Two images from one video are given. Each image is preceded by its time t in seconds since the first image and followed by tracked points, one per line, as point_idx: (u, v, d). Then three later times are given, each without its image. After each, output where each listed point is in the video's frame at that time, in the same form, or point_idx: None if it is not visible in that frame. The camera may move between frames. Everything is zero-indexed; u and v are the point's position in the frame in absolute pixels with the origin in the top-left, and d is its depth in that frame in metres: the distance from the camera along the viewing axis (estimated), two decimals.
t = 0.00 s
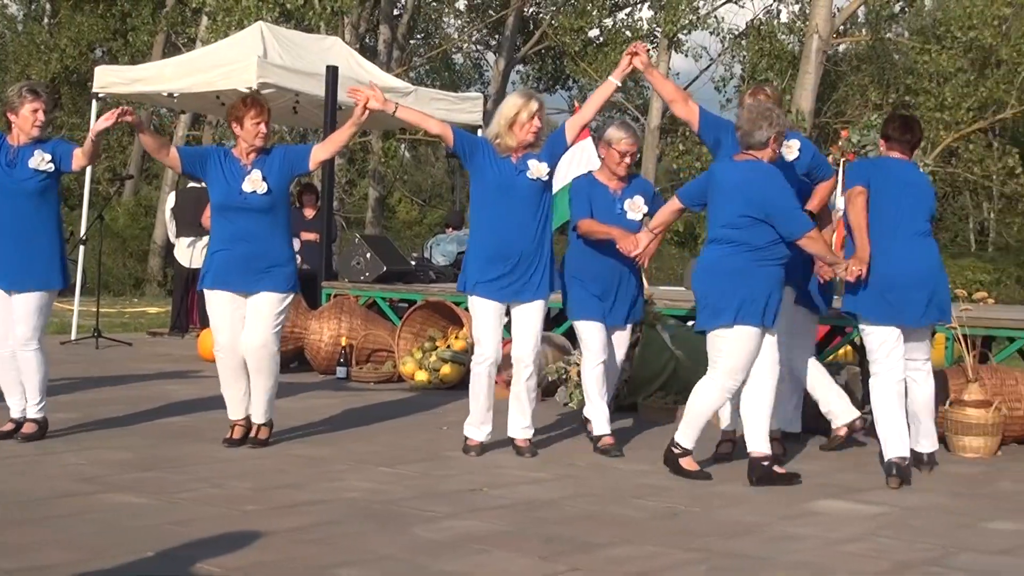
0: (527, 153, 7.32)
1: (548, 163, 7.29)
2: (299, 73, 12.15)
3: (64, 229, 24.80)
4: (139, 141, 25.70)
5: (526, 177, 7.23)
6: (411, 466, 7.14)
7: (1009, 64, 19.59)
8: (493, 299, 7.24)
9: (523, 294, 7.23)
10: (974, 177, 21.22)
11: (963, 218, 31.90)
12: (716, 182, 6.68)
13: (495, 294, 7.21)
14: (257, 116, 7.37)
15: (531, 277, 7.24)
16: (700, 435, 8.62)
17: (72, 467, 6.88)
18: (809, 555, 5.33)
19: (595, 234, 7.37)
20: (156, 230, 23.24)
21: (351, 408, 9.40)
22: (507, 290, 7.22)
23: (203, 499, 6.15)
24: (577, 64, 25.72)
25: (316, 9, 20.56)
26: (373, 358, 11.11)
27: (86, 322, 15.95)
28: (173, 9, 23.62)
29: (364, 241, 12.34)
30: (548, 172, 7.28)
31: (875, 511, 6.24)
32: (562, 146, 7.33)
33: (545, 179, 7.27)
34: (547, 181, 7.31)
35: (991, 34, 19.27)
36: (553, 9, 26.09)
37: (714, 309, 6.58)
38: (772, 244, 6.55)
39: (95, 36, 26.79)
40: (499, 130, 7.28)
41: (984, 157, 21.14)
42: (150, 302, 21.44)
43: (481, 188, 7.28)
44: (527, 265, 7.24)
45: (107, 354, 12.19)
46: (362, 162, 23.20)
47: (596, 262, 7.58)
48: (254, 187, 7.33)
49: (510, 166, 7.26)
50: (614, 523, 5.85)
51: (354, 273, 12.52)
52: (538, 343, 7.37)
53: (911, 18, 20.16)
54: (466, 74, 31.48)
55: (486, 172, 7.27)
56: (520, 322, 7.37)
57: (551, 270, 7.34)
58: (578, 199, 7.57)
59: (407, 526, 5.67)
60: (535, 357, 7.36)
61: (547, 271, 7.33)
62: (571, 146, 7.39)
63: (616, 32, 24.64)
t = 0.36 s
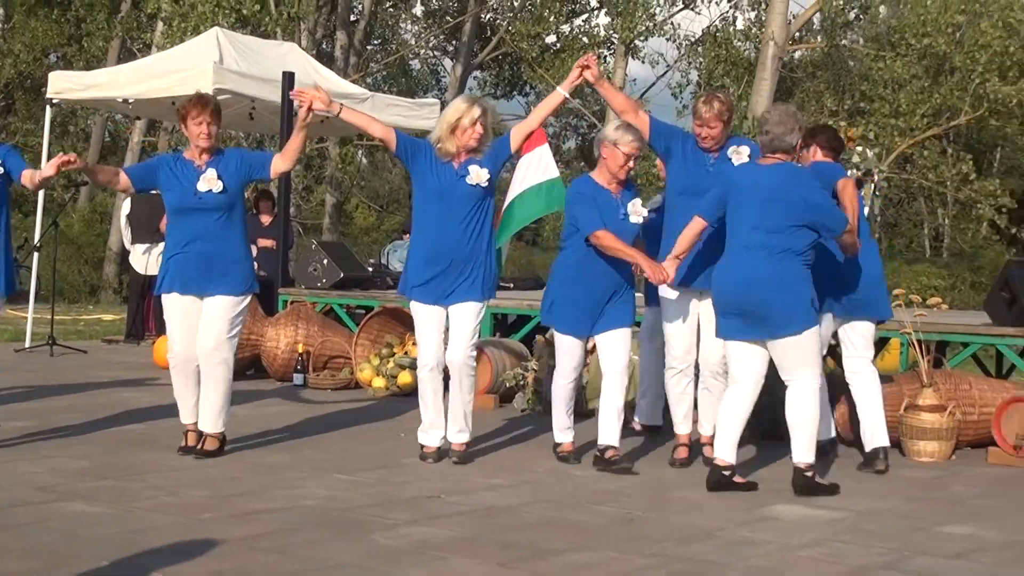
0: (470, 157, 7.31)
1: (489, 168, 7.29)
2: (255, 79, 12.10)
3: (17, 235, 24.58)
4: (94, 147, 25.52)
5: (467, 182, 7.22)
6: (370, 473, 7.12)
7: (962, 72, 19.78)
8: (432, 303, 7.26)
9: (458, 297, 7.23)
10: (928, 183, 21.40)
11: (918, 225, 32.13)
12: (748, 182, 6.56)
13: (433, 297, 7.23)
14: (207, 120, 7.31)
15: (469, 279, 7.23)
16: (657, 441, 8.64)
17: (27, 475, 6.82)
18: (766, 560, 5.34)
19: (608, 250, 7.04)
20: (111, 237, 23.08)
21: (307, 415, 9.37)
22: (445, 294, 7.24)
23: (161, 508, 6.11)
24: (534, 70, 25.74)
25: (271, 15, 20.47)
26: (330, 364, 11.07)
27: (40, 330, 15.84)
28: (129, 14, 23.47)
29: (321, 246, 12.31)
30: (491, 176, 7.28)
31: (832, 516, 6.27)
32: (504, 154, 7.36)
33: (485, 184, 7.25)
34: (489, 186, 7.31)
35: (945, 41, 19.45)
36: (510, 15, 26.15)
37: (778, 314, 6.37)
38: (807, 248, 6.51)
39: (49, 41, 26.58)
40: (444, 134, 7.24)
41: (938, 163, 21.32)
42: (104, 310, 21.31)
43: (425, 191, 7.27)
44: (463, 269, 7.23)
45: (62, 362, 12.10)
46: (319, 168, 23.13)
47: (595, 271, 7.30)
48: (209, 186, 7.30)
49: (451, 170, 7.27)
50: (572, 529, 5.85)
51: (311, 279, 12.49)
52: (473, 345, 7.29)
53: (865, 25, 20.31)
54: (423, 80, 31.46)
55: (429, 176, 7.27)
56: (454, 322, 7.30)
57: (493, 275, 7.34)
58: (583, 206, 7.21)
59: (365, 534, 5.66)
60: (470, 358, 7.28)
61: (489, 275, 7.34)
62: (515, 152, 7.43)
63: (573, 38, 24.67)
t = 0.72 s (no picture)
0: (442, 168, 7.29)
1: (462, 179, 7.27)
2: (238, 89, 12.08)
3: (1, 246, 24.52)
4: (77, 158, 25.47)
5: (441, 195, 7.20)
6: (356, 484, 7.11)
7: (944, 81, 19.88)
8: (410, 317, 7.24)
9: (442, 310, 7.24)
10: (911, 191, 21.44)
11: (902, 233, 32.22)
12: (809, 193, 6.72)
13: (417, 310, 7.22)
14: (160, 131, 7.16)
15: (449, 292, 7.25)
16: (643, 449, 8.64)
17: (10, 487, 6.79)
18: (751, 568, 5.35)
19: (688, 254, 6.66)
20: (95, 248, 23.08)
21: (292, 425, 9.35)
22: (428, 306, 7.23)
23: (144, 519, 6.09)
24: (518, 80, 25.79)
25: (255, 25, 20.52)
26: (315, 374, 11.06)
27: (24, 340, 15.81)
28: (112, 23, 23.45)
29: (306, 257, 12.29)
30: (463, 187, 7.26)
31: (818, 524, 6.28)
32: (478, 166, 7.34)
33: (459, 197, 7.24)
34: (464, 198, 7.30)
35: (927, 50, 19.52)
36: (494, 24, 26.20)
37: (851, 322, 6.59)
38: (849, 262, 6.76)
39: (32, 51, 26.53)
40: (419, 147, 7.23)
41: (922, 172, 21.38)
42: (88, 319, 21.32)
43: (399, 203, 7.25)
44: (444, 282, 7.25)
45: (46, 373, 12.06)
46: (303, 179, 23.13)
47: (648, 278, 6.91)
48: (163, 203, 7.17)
49: (425, 183, 7.24)
50: (559, 539, 5.85)
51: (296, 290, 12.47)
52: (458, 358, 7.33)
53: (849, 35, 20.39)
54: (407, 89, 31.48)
55: (401, 188, 7.25)
56: (440, 337, 7.33)
57: (472, 284, 7.35)
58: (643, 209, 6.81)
59: (351, 544, 5.65)
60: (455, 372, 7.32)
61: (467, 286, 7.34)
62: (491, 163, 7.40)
63: (557, 47, 24.71)
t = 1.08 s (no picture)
0: (431, 176, 7.29)
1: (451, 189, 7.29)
2: (236, 95, 12.07)
3: None
4: (74, 166, 25.42)
5: (432, 204, 7.21)
6: (355, 490, 7.11)
7: (941, 84, 19.92)
8: (387, 321, 7.24)
9: (423, 317, 7.22)
10: (909, 195, 21.44)
11: (900, 236, 32.21)
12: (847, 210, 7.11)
13: (393, 318, 7.22)
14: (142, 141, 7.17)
15: (432, 300, 7.23)
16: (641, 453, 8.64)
17: (8, 494, 6.77)
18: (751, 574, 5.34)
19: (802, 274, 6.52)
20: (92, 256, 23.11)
21: (290, 432, 9.34)
22: (406, 314, 7.22)
23: (142, 526, 6.08)
24: (515, 85, 25.79)
25: (252, 32, 20.57)
26: (314, 380, 11.08)
27: (23, 348, 15.77)
28: (109, 31, 23.42)
29: (303, 263, 12.29)
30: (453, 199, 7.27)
31: (817, 529, 6.27)
32: (467, 177, 7.33)
33: (448, 208, 7.26)
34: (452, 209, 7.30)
35: (924, 54, 19.52)
36: (491, 30, 26.20)
37: (874, 333, 7.05)
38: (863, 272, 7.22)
39: (29, 58, 26.53)
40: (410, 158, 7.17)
41: (919, 175, 21.36)
42: (87, 326, 21.36)
43: (388, 211, 7.24)
44: (425, 290, 7.23)
45: (44, 380, 12.05)
46: (301, 185, 23.11)
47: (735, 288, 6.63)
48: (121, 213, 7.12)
49: (414, 191, 7.24)
50: (557, 544, 5.84)
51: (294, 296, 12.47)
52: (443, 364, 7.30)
53: (845, 39, 20.42)
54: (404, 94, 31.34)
55: (391, 196, 7.25)
56: (420, 342, 7.29)
57: (454, 294, 7.34)
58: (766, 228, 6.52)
59: (351, 550, 5.64)
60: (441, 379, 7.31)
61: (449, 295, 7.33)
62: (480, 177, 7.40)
63: (554, 52, 24.70)
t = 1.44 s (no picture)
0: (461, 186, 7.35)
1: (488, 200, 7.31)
2: (244, 100, 12.08)
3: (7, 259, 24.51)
4: (82, 173, 25.44)
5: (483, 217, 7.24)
6: (364, 494, 7.11)
7: (950, 86, 19.85)
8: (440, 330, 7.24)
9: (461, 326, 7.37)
10: (918, 197, 21.39)
11: (908, 239, 32.18)
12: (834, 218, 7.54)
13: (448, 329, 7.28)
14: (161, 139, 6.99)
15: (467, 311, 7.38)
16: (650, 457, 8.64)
17: (18, 500, 6.79)
18: None
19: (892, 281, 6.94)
20: (100, 262, 23.17)
21: (299, 437, 9.35)
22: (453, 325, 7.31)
23: (151, 531, 6.09)
24: (523, 89, 25.77)
25: (259, 37, 20.62)
26: (323, 385, 11.09)
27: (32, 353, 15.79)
28: (117, 36, 23.43)
29: (312, 268, 12.31)
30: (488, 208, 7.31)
31: (827, 532, 6.27)
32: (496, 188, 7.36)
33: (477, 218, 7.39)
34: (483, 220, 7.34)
35: (932, 56, 19.54)
36: (499, 34, 26.20)
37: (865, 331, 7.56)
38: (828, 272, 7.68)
39: (38, 64, 26.58)
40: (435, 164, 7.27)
41: (928, 178, 21.33)
42: (97, 332, 21.43)
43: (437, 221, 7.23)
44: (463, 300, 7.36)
45: (52, 385, 12.07)
46: (309, 191, 23.11)
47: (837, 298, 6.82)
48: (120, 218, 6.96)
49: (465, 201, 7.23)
50: (567, 548, 5.84)
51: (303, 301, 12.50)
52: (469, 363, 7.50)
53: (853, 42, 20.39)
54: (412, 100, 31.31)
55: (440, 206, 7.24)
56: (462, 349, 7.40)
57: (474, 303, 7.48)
58: (862, 234, 6.82)
59: (361, 555, 5.64)
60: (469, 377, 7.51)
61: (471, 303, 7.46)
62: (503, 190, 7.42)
63: (562, 56, 24.69)
